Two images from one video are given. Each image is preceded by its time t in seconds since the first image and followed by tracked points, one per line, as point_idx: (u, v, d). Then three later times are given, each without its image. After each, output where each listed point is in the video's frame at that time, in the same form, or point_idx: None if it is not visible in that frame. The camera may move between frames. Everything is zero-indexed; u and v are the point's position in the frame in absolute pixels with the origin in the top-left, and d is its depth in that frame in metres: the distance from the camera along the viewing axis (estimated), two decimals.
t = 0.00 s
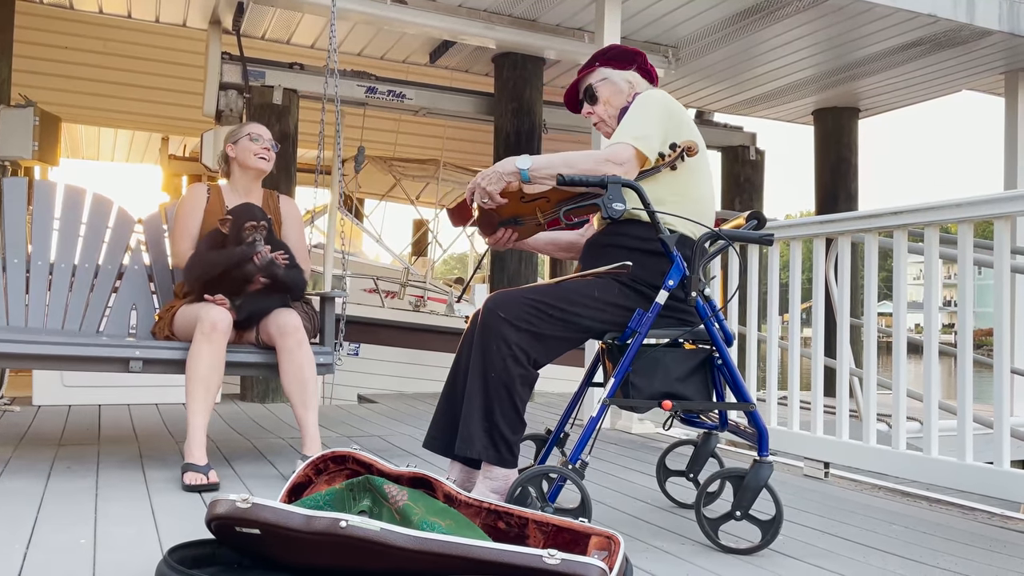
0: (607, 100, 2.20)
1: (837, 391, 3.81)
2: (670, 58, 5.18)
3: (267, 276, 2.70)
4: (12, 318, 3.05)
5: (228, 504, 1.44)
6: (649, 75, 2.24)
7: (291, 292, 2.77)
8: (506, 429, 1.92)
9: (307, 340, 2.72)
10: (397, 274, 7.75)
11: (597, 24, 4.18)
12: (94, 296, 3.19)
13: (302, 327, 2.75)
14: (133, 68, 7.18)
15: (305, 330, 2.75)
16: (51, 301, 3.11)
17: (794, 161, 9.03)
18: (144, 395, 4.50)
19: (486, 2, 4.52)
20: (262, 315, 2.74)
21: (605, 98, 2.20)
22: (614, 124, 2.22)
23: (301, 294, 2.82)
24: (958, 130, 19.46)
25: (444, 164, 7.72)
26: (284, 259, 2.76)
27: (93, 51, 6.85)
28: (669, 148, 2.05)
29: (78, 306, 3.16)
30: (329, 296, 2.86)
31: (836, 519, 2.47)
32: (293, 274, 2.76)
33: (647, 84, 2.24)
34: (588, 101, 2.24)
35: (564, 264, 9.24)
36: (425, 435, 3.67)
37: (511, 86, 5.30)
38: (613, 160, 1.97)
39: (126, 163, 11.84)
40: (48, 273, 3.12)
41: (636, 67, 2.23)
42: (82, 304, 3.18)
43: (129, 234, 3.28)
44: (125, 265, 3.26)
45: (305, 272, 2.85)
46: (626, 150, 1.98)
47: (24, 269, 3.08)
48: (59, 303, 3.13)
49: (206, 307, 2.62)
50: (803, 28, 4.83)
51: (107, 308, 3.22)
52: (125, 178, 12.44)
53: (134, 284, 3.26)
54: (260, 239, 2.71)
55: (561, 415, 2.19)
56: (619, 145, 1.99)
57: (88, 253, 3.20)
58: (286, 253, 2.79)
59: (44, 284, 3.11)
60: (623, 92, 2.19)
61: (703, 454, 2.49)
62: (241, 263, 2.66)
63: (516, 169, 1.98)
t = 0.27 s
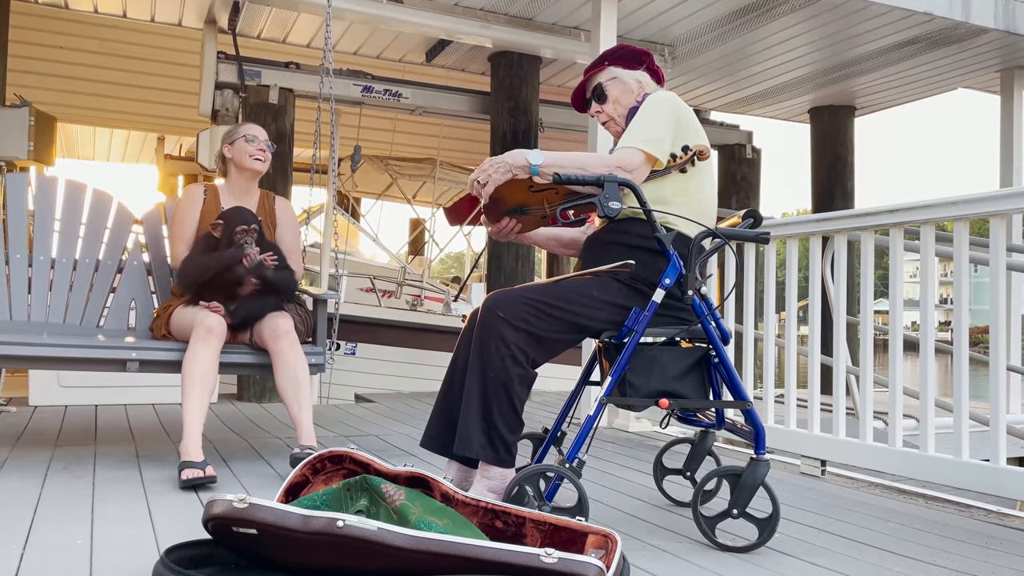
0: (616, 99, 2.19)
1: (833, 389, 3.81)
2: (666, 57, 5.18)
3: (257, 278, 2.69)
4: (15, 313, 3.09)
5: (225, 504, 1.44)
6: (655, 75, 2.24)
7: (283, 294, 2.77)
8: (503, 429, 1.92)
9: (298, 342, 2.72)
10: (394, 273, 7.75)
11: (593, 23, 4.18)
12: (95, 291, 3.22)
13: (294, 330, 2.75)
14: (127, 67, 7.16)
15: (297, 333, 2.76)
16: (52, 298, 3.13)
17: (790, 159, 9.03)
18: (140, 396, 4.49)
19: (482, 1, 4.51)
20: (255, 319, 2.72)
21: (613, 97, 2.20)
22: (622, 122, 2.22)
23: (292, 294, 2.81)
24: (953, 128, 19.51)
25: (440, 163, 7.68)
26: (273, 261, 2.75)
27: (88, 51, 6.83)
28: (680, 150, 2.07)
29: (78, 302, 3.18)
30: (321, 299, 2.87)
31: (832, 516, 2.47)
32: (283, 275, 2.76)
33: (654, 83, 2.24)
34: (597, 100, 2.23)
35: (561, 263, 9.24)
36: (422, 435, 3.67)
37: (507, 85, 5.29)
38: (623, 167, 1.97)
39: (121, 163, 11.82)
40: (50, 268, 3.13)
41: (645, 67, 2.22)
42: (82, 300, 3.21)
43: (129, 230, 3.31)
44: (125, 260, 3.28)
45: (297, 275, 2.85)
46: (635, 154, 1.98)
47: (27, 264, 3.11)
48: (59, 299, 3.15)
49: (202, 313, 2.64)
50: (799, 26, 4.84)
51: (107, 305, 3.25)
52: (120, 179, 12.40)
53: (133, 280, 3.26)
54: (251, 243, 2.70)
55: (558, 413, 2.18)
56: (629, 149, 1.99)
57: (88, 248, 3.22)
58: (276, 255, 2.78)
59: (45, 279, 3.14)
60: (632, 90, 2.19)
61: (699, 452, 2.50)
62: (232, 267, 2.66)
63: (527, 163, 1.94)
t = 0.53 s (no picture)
0: (609, 93, 2.20)
1: (830, 384, 3.82)
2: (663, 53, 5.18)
3: (252, 274, 2.68)
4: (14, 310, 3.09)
5: (222, 501, 1.44)
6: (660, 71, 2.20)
7: (279, 290, 2.76)
8: (501, 425, 1.92)
9: (296, 338, 2.72)
10: (391, 270, 7.74)
11: (589, 18, 4.17)
12: (94, 289, 3.21)
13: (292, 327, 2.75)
14: (122, 65, 7.14)
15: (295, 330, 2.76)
16: (51, 294, 3.14)
17: (787, 154, 9.03)
18: (137, 394, 4.48)
19: None
20: (253, 318, 2.72)
21: (606, 91, 2.20)
22: (614, 116, 2.22)
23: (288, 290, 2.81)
24: (949, 123, 19.52)
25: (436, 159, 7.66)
26: (267, 256, 2.74)
27: (82, 48, 6.80)
28: (685, 154, 2.08)
29: (77, 300, 3.17)
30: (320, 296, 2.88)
31: (830, 511, 2.48)
32: (278, 271, 2.75)
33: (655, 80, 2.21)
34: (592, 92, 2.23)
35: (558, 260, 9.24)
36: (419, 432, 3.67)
37: (504, 81, 5.28)
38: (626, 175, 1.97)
39: (116, 161, 11.78)
40: (49, 266, 3.15)
41: (642, 62, 2.19)
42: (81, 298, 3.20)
43: (127, 229, 3.31)
44: (124, 258, 3.26)
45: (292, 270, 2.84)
46: (638, 159, 1.98)
47: (26, 262, 3.11)
48: (59, 296, 3.15)
49: (201, 311, 2.64)
50: (795, 21, 4.84)
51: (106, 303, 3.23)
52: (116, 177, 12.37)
53: (132, 278, 3.24)
54: (245, 239, 2.70)
55: (555, 410, 2.18)
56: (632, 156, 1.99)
57: (87, 246, 3.22)
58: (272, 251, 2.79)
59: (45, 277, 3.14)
60: (622, 88, 2.18)
61: (697, 448, 2.50)
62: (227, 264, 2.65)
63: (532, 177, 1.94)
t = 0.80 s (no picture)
0: (608, 84, 2.20)
1: (825, 376, 3.83)
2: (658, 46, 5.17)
3: (250, 265, 2.68)
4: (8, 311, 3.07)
5: (219, 496, 1.44)
6: (660, 63, 2.19)
7: (280, 281, 2.75)
8: (497, 418, 1.92)
9: (300, 329, 2.72)
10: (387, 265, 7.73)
11: (584, 12, 4.16)
12: (89, 289, 3.20)
13: (297, 317, 2.75)
14: (116, 59, 7.10)
15: (300, 320, 2.76)
16: (45, 292, 3.13)
17: (782, 148, 9.03)
18: (134, 390, 4.47)
19: None
20: (258, 307, 2.73)
21: (605, 81, 2.20)
22: (613, 107, 2.22)
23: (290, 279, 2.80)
24: (945, 116, 19.54)
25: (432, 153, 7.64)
26: (263, 246, 2.73)
27: (75, 43, 6.77)
28: (683, 154, 2.07)
29: (72, 301, 3.17)
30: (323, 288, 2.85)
31: (825, 503, 2.49)
32: (277, 260, 2.74)
33: (655, 72, 2.20)
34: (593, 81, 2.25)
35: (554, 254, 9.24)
36: (416, 426, 3.67)
37: (499, 75, 5.27)
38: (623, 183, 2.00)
39: (111, 156, 11.75)
40: (41, 266, 3.12)
41: (641, 54, 2.19)
42: (76, 299, 3.19)
43: (122, 228, 3.28)
44: (119, 258, 3.25)
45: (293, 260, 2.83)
46: (638, 160, 1.99)
47: (18, 263, 3.08)
48: (53, 297, 3.14)
49: (204, 301, 2.61)
50: (791, 14, 4.83)
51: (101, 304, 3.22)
52: (110, 172, 12.34)
53: (127, 278, 3.24)
54: (240, 230, 2.68)
55: (552, 404, 2.19)
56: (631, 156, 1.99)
57: (81, 246, 3.19)
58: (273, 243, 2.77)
59: (39, 277, 3.12)
60: (622, 79, 2.18)
61: (693, 441, 2.51)
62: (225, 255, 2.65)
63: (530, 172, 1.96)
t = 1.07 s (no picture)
0: (604, 78, 2.21)
1: (821, 368, 3.84)
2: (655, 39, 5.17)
3: (258, 253, 2.68)
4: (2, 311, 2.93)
5: (217, 489, 1.44)
6: (655, 55, 2.19)
7: (288, 271, 2.76)
8: (494, 411, 1.93)
9: (310, 324, 2.70)
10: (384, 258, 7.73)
11: (580, 4, 4.15)
12: (86, 288, 3.17)
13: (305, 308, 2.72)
14: (111, 53, 7.08)
15: (309, 312, 2.73)
16: (43, 290, 3.08)
17: (779, 140, 9.04)
18: (131, 383, 4.48)
19: None
20: (262, 296, 2.72)
21: (602, 75, 2.21)
22: (610, 101, 2.23)
23: (299, 270, 2.80)
24: (941, 108, 19.55)
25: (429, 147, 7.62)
26: (274, 234, 2.73)
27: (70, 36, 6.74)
28: (680, 151, 2.08)
29: (69, 300, 3.13)
30: (330, 276, 2.82)
31: (821, 494, 2.51)
32: (286, 250, 2.74)
33: (651, 65, 2.20)
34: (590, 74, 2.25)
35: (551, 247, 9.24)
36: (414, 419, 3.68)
37: (496, 68, 5.27)
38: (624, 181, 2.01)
39: (106, 149, 11.71)
40: (37, 267, 3.05)
41: (637, 48, 2.19)
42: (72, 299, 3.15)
43: (120, 227, 3.26)
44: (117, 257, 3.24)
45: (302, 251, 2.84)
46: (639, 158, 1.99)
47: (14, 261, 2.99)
48: (50, 295, 3.09)
49: (205, 288, 2.60)
50: (787, 6, 4.83)
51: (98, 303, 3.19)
52: (106, 166, 12.31)
53: (126, 276, 3.22)
54: (248, 216, 2.67)
55: (549, 397, 2.20)
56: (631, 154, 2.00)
57: (79, 245, 3.17)
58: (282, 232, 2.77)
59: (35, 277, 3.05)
60: (618, 72, 2.18)
61: (689, 433, 2.52)
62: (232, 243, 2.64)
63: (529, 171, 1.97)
